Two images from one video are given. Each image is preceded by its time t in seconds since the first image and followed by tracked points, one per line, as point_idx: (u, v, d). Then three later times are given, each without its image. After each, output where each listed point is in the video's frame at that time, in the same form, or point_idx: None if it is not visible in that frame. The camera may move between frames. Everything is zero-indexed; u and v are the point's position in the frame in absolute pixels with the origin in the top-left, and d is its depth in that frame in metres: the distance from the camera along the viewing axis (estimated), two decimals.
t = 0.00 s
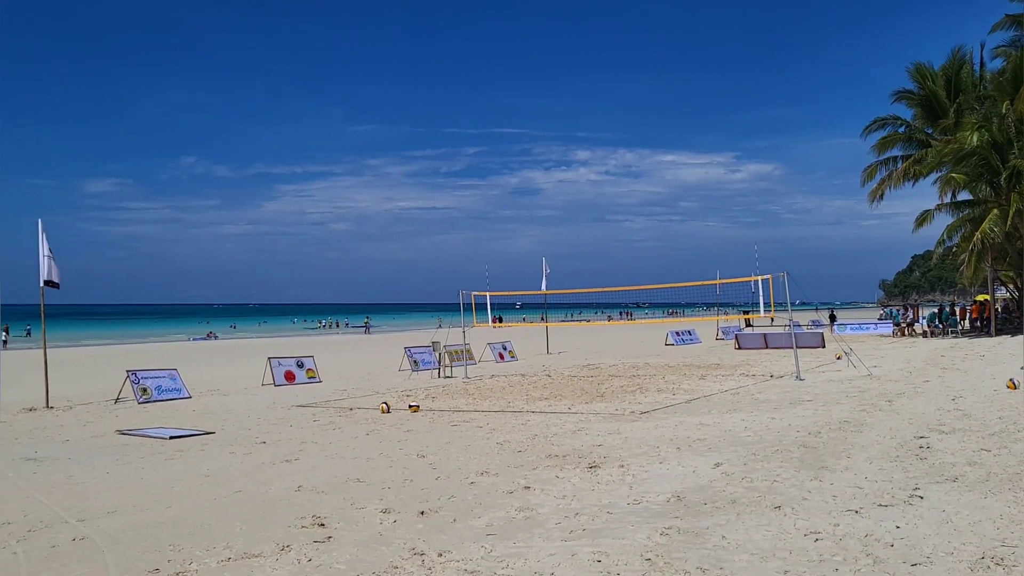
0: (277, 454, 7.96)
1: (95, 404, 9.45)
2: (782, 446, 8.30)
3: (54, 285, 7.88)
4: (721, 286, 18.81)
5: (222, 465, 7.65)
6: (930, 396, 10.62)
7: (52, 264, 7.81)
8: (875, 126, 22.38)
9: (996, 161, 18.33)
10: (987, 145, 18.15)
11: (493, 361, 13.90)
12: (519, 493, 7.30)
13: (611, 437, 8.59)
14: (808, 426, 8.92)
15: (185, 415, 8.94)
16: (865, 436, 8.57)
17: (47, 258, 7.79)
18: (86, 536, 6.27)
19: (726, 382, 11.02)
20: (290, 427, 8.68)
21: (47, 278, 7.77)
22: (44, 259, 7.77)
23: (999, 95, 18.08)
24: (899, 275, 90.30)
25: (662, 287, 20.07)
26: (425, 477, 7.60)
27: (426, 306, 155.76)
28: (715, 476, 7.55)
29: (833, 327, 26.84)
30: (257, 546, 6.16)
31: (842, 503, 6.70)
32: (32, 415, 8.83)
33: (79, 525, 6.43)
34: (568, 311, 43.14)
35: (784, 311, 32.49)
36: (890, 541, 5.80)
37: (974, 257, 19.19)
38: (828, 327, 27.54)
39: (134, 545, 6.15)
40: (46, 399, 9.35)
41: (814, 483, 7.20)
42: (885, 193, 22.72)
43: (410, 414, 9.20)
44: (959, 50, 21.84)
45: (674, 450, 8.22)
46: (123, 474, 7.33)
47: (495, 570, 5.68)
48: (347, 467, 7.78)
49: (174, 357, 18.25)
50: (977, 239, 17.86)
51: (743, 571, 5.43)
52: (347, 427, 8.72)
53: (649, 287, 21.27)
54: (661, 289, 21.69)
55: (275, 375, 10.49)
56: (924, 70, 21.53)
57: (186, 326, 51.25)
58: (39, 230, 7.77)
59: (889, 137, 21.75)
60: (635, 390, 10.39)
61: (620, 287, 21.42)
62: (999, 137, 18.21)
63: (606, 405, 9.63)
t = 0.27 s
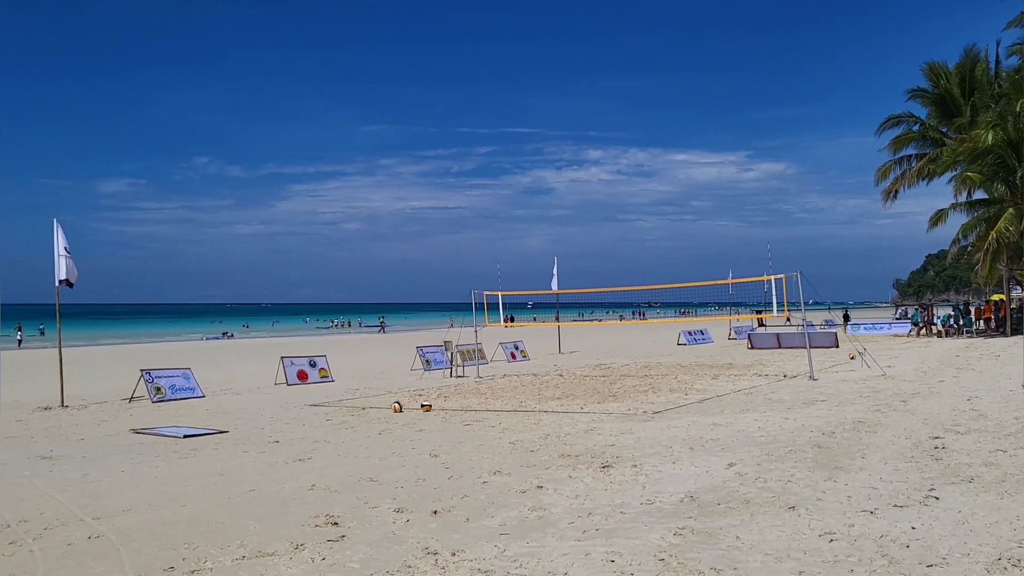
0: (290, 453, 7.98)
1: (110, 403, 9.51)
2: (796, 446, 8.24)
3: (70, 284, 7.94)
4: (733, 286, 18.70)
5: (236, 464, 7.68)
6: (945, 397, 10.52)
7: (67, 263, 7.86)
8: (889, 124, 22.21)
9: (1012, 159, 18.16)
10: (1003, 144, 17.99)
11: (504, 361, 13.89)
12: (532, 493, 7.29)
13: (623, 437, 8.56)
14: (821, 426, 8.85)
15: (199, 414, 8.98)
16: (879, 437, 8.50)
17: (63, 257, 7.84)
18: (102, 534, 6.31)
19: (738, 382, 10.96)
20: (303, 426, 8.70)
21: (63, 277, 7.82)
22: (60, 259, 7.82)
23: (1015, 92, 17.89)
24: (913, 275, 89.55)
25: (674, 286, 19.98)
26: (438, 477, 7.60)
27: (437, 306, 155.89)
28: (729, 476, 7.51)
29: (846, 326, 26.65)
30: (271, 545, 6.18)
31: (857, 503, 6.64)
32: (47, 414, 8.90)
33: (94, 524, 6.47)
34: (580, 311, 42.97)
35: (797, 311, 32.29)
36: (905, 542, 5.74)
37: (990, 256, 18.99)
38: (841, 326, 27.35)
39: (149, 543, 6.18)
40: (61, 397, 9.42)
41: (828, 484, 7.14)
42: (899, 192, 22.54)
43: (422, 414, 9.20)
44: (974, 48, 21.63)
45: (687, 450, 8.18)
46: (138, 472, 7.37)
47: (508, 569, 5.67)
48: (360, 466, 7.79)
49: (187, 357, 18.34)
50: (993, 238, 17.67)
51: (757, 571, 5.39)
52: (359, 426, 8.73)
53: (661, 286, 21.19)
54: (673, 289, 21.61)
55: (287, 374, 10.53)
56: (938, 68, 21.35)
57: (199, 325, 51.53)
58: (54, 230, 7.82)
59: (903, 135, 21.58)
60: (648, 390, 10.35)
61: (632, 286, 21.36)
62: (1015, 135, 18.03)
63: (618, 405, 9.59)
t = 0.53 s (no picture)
0: (302, 452, 7.99)
1: (123, 402, 9.56)
2: (809, 446, 8.18)
3: (84, 284, 7.98)
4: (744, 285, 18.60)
5: (249, 463, 7.70)
6: (959, 396, 10.42)
7: (81, 263, 7.90)
8: (901, 122, 22.04)
9: None
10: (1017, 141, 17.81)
11: (515, 360, 13.87)
12: (545, 493, 7.26)
13: (636, 437, 8.52)
14: (835, 426, 8.78)
15: (212, 413, 9.02)
16: (893, 437, 8.42)
17: (77, 258, 7.88)
18: (117, 533, 6.34)
19: (751, 382, 10.90)
20: (315, 426, 8.71)
21: (77, 277, 7.87)
22: (74, 259, 7.87)
23: None
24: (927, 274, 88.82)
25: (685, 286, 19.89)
26: (450, 476, 7.59)
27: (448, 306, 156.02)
28: (742, 476, 7.46)
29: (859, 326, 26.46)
30: (285, 544, 6.19)
31: (871, 503, 6.58)
32: (62, 413, 8.96)
33: (109, 523, 6.50)
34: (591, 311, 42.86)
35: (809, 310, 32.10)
36: (920, 542, 5.69)
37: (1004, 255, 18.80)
38: (854, 326, 27.17)
39: (164, 542, 6.21)
40: (75, 397, 9.47)
41: (842, 484, 7.09)
42: (912, 191, 22.37)
43: (433, 414, 9.20)
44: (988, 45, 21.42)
45: (700, 449, 8.13)
46: (151, 472, 7.41)
47: (521, 569, 5.66)
48: (372, 465, 7.79)
49: (200, 357, 18.42)
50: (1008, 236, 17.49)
51: (771, 571, 5.35)
52: (371, 425, 8.73)
53: (673, 286, 21.10)
54: (685, 288, 21.53)
55: (299, 374, 10.56)
56: (951, 65, 21.16)
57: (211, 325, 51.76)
58: (68, 230, 7.87)
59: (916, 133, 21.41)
60: (659, 390, 10.31)
61: (643, 286, 21.28)
62: None
63: (630, 404, 9.55)
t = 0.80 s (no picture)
0: (317, 451, 8.00)
1: (139, 401, 9.63)
2: (825, 445, 8.10)
3: (101, 284, 8.04)
4: (758, 284, 18.50)
5: (264, 462, 7.73)
6: (977, 396, 10.29)
7: (97, 263, 7.96)
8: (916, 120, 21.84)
9: None
10: None
11: (529, 359, 13.86)
12: (560, 492, 7.24)
13: (650, 435, 8.48)
14: (851, 425, 8.69)
15: (226, 412, 9.05)
16: (910, 436, 8.33)
17: (94, 258, 7.94)
18: (134, 531, 6.38)
19: (765, 381, 10.82)
20: (330, 425, 8.73)
21: (93, 277, 7.92)
22: (90, 259, 7.92)
23: None
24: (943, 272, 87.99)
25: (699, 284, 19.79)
26: (465, 475, 7.58)
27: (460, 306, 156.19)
28: (758, 475, 7.40)
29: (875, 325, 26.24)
30: (301, 543, 6.21)
31: (888, 503, 6.51)
32: (79, 412, 9.03)
33: (126, 521, 6.54)
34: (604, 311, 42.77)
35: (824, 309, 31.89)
36: (939, 542, 5.62)
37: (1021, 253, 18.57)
38: (869, 325, 26.95)
39: (181, 540, 6.24)
40: (92, 396, 9.55)
41: (859, 483, 7.02)
42: (927, 188, 22.15)
43: (447, 413, 9.19)
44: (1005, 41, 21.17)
45: (715, 448, 8.07)
46: (168, 470, 7.45)
47: (537, 568, 5.64)
48: (386, 464, 7.80)
49: (215, 356, 18.51)
50: None
51: (788, 571, 5.30)
52: (385, 424, 8.74)
53: (686, 285, 21.01)
54: (698, 286, 21.43)
55: (313, 373, 10.59)
56: (967, 62, 20.94)
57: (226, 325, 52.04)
58: (84, 230, 7.92)
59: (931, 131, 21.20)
60: (674, 389, 10.26)
61: (657, 285, 21.19)
62: None
63: (644, 403, 9.51)
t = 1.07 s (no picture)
0: (334, 449, 8.02)
1: (158, 398, 9.70)
2: (844, 444, 8.01)
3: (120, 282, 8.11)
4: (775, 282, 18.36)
5: (282, 459, 7.76)
6: (999, 394, 10.14)
7: (117, 262, 8.03)
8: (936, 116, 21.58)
9: None
10: None
11: (545, 357, 13.84)
12: (576, 490, 7.21)
13: (667, 434, 8.42)
14: (870, 424, 8.59)
15: (244, 410, 9.10)
16: (930, 435, 8.22)
17: (114, 257, 8.02)
18: (153, 528, 6.42)
19: (783, 379, 10.73)
20: (346, 422, 8.75)
21: (113, 275, 7.99)
22: (110, 257, 7.99)
23: None
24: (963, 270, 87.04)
25: (716, 282, 19.68)
26: (481, 473, 7.57)
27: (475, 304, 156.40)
28: (776, 474, 7.33)
29: (894, 323, 25.97)
30: (319, 540, 6.22)
31: (908, 502, 6.43)
32: (98, 409, 9.11)
33: (146, 517, 6.59)
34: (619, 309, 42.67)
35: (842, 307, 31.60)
36: (960, 542, 5.53)
37: None
38: (888, 323, 26.67)
39: (199, 536, 6.27)
40: (111, 393, 9.64)
41: (879, 482, 6.93)
42: (947, 185, 21.88)
43: (463, 411, 9.19)
44: None
45: (733, 447, 8.00)
46: (186, 467, 7.49)
47: (554, 566, 5.62)
48: (403, 462, 7.80)
49: (233, 354, 18.64)
50: None
51: (807, 571, 5.24)
52: (402, 422, 8.74)
53: (703, 282, 20.89)
54: (715, 284, 21.32)
55: (330, 370, 10.63)
56: (988, 57, 20.65)
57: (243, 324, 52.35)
58: (105, 230, 7.99)
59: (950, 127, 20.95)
60: (690, 387, 10.19)
61: (673, 283, 21.09)
62: None
63: (661, 402, 9.45)
